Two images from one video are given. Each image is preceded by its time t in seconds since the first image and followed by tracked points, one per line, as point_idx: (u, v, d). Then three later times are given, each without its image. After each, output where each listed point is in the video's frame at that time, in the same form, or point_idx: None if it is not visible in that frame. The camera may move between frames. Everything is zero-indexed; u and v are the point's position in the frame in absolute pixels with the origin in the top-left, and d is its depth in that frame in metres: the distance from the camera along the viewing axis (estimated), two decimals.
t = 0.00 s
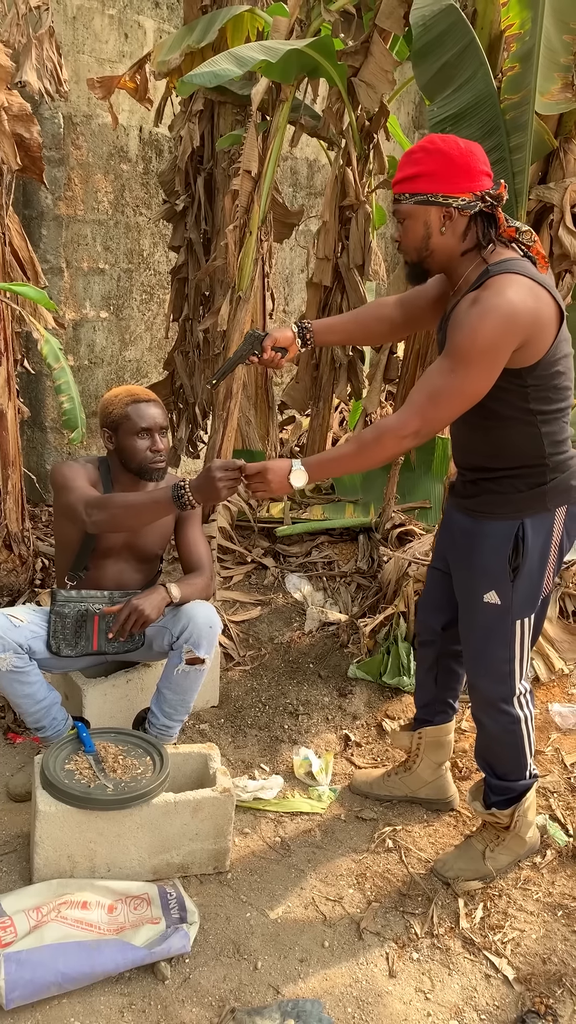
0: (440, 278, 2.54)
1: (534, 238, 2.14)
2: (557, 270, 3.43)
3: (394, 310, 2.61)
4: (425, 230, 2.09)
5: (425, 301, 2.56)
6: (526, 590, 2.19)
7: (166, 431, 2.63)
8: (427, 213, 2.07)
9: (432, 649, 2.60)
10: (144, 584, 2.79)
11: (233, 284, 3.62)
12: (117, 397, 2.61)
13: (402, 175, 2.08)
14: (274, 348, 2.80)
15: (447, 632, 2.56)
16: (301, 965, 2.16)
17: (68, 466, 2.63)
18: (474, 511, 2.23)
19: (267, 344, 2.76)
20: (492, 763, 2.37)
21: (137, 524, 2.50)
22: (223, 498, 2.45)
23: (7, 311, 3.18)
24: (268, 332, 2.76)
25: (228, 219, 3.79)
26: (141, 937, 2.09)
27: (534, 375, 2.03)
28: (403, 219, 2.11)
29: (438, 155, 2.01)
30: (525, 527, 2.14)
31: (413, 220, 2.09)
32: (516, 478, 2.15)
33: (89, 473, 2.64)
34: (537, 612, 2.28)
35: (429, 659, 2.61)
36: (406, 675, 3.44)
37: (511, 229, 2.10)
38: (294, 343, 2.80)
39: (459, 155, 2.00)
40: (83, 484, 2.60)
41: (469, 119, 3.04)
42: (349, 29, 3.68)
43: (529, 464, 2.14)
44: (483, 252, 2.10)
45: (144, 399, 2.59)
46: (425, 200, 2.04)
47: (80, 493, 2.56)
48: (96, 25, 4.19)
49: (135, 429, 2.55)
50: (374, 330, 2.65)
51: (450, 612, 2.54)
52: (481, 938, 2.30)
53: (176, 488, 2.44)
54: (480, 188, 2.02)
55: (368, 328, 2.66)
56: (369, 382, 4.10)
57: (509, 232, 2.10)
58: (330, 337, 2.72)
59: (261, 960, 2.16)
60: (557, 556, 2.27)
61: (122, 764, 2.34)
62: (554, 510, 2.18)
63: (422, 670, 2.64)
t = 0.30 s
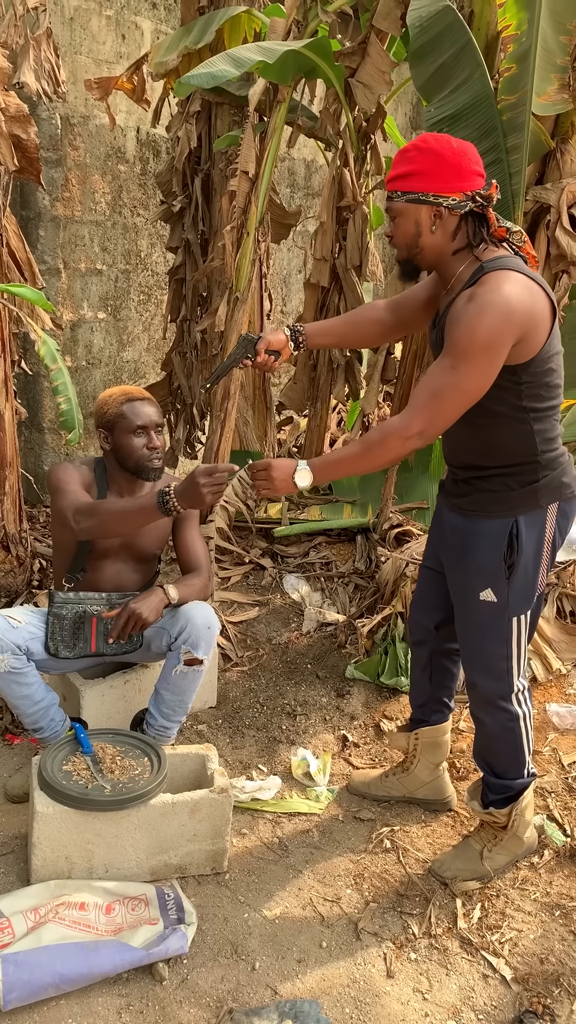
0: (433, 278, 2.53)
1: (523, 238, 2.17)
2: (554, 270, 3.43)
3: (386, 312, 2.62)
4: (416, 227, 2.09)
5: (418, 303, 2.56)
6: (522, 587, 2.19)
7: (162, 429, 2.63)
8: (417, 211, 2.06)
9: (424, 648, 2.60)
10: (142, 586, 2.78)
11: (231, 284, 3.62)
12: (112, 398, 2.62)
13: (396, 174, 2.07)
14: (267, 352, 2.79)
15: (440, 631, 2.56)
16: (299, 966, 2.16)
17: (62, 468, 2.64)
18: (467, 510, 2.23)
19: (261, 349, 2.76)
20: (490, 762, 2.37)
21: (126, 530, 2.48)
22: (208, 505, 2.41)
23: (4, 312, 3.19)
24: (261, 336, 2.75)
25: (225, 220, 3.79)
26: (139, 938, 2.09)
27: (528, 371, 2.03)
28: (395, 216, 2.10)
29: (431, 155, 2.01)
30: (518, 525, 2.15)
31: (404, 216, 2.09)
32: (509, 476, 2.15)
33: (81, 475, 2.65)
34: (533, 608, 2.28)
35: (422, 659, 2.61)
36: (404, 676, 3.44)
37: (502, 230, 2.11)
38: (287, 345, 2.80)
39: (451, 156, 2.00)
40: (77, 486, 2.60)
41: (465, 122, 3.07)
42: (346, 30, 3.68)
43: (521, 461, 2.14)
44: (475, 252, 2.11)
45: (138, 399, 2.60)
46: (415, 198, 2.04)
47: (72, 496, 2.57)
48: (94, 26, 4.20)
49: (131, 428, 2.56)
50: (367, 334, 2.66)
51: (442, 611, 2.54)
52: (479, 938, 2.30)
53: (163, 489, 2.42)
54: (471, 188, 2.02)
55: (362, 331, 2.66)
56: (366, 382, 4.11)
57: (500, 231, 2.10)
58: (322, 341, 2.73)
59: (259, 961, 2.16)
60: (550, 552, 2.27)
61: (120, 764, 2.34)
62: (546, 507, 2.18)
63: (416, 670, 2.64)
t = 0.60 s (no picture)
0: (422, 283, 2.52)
1: (508, 237, 2.18)
2: (551, 269, 3.42)
3: (378, 318, 2.62)
4: (399, 226, 2.11)
5: (409, 309, 2.56)
6: (514, 584, 2.19)
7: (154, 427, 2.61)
8: (400, 211, 2.08)
9: (414, 647, 2.59)
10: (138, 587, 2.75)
11: (227, 284, 3.63)
12: (102, 397, 2.60)
13: (382, 174, 2.08)
14: (261, 359, 2.81)
15: (429, 629, 2.56)
16: (297, 966, 2.16)
17: (49, 473, 2.57)
18: (457, 509, 2.23)
19: (255, 355, 2.77)
20: (487, 760, 2.38)
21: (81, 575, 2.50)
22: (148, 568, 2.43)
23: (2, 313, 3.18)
24: (255, 345, 2.76)
25: (222, 220, 3.79)
26: (136, 939, 2.09)
27: (521, 363, 2.04)
28: (379, 215, 2.12)
29: (416, 154, 2.01)
30: (509, 522, 2.15)
31: (389, 215, 2.11)
32: (498, 474, 2.16)
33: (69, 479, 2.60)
34: (525, 606, 2.28)
35: (412, 658, 2.61)
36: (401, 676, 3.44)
37: (487, 229, 2.13)
38: (281, 353, 2.82)
39: (435, 155, 2.00)
40: (59, 500, 2.56)
41: (461, 122, 3.08)
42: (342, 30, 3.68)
43: (510, 459, 2.15)
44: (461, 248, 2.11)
45: (129, 399, 2.59)
46: (400, 198, 2.06)
47: (47, 515, 2.52)
48: (90, 27, 4.19)
49: (123, 427, 2.54)
50: (363, 342, 2.66)
51: (433, 609, 2.53)
52: (477, 938, 2.30)
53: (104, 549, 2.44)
54: (454, 188, 2.01)
55: (357, 339, 2.67)
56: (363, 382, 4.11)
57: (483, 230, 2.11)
58: (317, 351, 2.72)
59: (257, 961, 2.16)
60: (541, 549, 2.27)
61: (117, 764, 2.34)
62: (536, 504, 2.19)
63: (407, 670, 2.64)
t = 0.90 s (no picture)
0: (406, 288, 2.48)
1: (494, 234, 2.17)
2: (548, 268, 3.42)
3: (369, 325, 2.63)
4: (387, 223, 2.10)
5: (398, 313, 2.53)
6: (505, 581, 2.19)
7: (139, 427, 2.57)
8: (388, 207, 2.08)
9: (405, 647, 2.59)
10: (131, 586, 2.76)
11: (224, 284, 3.64)
12: (86, 398, 2.54)
13: (368, 172, 2.09)
14: (255, 368, 2.79)
15: (420, 629, 2.55)
16: (295, 965, 2.16)
17: (33, 480, 2.55)
18: (446, 507, 2.23)
19: (249, 364, 2.75)
20: (482, 759, 2.37)
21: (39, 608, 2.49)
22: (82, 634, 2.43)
23: None
24: (249, 353, 2.76)
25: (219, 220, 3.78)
26: (135, 939, 2.09)
27: (510, 357, 2.05)
28: (367, 213, 2.12)
29: (401, 152, 2.02)
30: (499, 519, 2.15)
31: (375, 214, 2.11)
32: (487, 471, 2.15)
33: (53, 489, 2.56)
34: (517, 602, 2.28)
35: (403, 659, 2.60)
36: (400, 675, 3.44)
37: (473, 226, 2.13)
38: (274, 361, 2.80)
39: (421, 154, 2.01)
40: (41, 510, 2.54)
41: (459, 119, 3.06)
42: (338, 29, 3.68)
43: (499, 456, 2.14)
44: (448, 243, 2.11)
45: (113, 399, 2.54)
46: (388, 197, 2.06)
47: (24, 530, 2.51)
48: (86, 26, 4.19)
49: (109, 429, 2.50)
50: (357, 350, 2.67)
51: (425, 606, 2.53)
52: (476, 937, 2.30)
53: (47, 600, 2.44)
54: (441, 184, 2.02)
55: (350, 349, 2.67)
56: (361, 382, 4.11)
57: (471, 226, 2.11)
58: (310, 359, 2.73)
59: (256, 961, 2.16)
60: (531, 545, 2.28)
61: (115, 764, 2.34)
62: (525, 501, 2.19)
63: (399, 670, 2.63)
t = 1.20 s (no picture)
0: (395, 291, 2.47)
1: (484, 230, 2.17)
2: (546, 267, 3.42)
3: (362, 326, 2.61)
4: (378, 224, 2.11)
5: (389, 316, 2.53)
6: (498, 576, 2.19)
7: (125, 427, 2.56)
8: (379, 208, 2.08)
9: (402, 647, 2.60)
10: (126, 587, 2.75)
11: (223, 284, 3.65)
12: (71, 400, 2.53)
13: (357, 174, 2.10)
14: (248, 373, 2.77)
15: (416, 627, 2.56)
16: (294, 964, 2.16)
17: (21, 482, 2.55)
18: (440, 503, 2.22)
19: (243, 368, 2.74)
20: (478, 755, 2.37)
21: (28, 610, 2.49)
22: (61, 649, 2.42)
23: None
24: (242, 358, 2.73)
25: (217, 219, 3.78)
26: (134, 938, 2.09)
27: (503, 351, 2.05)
28: (358, 214, 2.13)
29: (389, 153, 2.03)
30: (494, 515, 2.15)
31: (366, 215, 2.11)
32: (483, 467, 2.15)
33: (41, 491, 2.56)
34: (511, 598, 2.28)
35: (401, 658, 2.61)
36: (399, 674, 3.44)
37: (463, 221, 2.11)
38: (268, 367, 2.79)
39: (408, 154, 2.02)
40: (30, 513, 2.54)
41: (459, 118, 3.06)
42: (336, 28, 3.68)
43: (494, 452, 2.14)
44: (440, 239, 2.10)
45: (98, 400, 2.52)
46: (376, 197, 2.07)
47: (13, 535, 2.52)
48: (84, 26, 4.19)
49: (95, 430, 2.49)
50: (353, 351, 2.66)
51: (421, 606, 2.53)
52: (474, 936, 2.30)
53: (29, 613, 2.44)
54: (428, 183, 2.03)
55: (345, 352, 2.68)
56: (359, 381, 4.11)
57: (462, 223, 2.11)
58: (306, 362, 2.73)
59: (254, 961, 2.15)
60: (524, 541, 2.28)
61: (114, 764, 2.34)
62: (518, 496, 2.19)
63: (397, 670, 2.63)
